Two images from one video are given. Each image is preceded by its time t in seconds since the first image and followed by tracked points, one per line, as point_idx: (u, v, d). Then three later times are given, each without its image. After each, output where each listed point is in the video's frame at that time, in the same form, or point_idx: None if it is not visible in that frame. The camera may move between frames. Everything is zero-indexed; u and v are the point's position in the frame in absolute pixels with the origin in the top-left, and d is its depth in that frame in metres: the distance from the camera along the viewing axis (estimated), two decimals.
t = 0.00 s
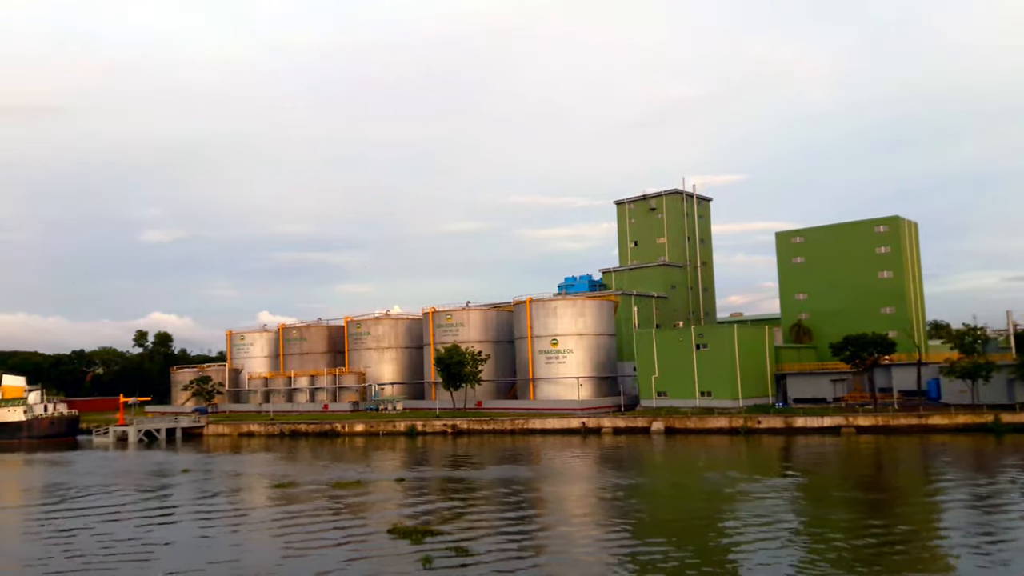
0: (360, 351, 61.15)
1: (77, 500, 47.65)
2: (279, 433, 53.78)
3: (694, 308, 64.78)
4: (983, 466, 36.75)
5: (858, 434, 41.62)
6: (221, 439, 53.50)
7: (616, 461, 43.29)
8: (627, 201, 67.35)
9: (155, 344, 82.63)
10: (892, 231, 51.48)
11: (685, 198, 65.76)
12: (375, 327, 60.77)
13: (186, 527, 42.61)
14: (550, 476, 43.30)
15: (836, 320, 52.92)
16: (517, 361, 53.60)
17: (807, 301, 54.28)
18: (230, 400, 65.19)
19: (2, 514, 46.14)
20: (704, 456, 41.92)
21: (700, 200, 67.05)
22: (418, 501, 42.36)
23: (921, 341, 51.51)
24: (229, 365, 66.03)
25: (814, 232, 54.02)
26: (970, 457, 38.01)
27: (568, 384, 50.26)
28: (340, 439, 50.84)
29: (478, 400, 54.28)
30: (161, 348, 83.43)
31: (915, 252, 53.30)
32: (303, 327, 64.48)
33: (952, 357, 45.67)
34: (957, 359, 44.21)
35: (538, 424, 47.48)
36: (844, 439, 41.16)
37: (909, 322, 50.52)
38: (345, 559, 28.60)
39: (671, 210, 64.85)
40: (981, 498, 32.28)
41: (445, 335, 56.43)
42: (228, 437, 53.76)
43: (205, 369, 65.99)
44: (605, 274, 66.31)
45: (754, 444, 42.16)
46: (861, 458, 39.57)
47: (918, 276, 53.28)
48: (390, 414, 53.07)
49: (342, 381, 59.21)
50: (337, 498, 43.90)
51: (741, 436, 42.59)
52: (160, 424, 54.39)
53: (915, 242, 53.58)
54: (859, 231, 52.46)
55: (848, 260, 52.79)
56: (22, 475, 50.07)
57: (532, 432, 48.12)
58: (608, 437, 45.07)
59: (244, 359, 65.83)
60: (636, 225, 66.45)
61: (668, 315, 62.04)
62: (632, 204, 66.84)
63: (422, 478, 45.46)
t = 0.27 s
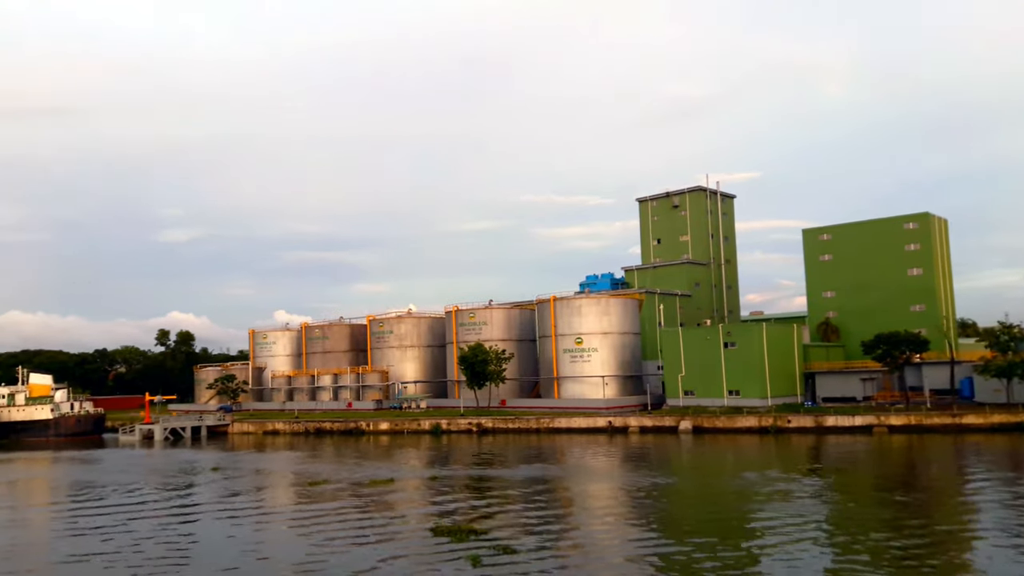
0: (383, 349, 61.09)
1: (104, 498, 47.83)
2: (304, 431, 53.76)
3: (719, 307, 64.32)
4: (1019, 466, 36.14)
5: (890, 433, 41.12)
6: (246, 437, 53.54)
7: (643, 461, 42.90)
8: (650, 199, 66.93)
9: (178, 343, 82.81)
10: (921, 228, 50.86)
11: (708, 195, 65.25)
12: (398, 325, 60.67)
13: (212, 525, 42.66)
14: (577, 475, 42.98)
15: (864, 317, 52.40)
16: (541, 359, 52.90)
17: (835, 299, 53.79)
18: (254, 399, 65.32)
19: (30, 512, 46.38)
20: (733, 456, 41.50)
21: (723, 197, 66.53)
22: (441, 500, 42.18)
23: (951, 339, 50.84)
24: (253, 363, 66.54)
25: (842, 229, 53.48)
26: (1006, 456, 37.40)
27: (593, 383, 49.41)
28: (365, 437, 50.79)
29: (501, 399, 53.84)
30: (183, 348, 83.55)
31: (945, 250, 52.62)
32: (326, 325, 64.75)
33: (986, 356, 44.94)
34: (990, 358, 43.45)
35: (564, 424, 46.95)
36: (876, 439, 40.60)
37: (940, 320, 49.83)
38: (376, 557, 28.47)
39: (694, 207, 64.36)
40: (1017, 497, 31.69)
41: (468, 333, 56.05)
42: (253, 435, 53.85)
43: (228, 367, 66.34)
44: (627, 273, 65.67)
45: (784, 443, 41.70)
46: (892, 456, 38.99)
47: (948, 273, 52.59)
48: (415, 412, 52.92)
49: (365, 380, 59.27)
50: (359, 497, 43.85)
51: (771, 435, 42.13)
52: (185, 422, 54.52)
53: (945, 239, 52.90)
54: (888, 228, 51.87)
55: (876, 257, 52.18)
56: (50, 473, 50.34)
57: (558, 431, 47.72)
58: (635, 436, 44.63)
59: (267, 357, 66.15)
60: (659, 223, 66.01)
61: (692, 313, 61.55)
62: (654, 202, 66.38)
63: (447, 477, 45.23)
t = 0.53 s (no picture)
0: (406, 345, 61.01)
1: (129, 493, 48.01)
2: (329, 427, 53.82)
3: (743, 302, 63.82)
4: None
5: (922, 429, 40.54)
6: (270, 433, 53.65)
7: (670, 458, 42.54)
8: (673, 194, 66.48)
9: (199, 340, 82.87)
10: (951, 222, 50.12)
11: (732, 189, 64.69)
12: (420, 322, 60.53)
13: (239, 520, 42.70)
14: (604, 471, 42.66)
15: (892, 313, 51.79)
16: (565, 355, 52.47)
17: (862, 294, 53.16)
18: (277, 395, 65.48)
19: (57, 507, 46.64)
20: (762, 452, 41.05)
21: (747, 191, 65.98)
22: (464, 496, 42.02)
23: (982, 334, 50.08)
24: (276, 359, 67.02)
25: (870, 224, 52.81)
26: None
27: (619, 379, 48.86)
28: (390, 433, 50.76)
29: (524, 395, 53.38)
30: (205, 343, 83.54)
31: (975, 243, 51.83)
32: (348, 321, 65.07)
33: (1019, 351, 43.77)
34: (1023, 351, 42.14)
35: (590, 420, 46.73)
36: (908, 435, 39.99)
37: (970, 315, 49.10)
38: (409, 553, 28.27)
39: (717, 202, 63.86)
40: None
41: (492, 329, 55.64)
42: (277, 431, 53.91)
43: (252, 363, 66.68)
44: (650, 268, 65.63)
45: (814, 439, 41.22)
46: (923, 452, 38.38)
47: (978, 267, 51.83)
48: (438, 408, 52.79)
49: (388, 376, 59.30)
50: (381, 493, 43.80)
51: (801, 432, 41.68)
52: (210, 418, 54.66)
53: (975, 233, 52.11)
54: (916, 222, 51.23)
55: (904, 252, 51.53)
56: (76, 469, 50.56)
57: (583, 427, 47.38)
58: (662, 432, 44.26)
59: (289, 353, 66.70)
60: (682, 218, 65.55)
61: (716, 309, 61.10)
62: (677, 197, 65.98)
63: (474, 473, 44.99)
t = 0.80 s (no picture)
0: (429, 341, 60.93)
1: (155, 487, 48.26)
2: (354, 422, 53.92)
3: (768, 298, 63.26)
4: None
5: (957, 426, 39.92)
6: (296, 428, 53.82)
7: (698, 454, 42.19)
8: (696, 188, 66.01)
9: (222, 335, 83.19)
10: (983, 215, 49.52)
11: (756, 183, 64.14)
12: (444, 317, 60.40)
13: (265, 515, 42.82)
14: (631, 468, 42.41)
15: (923, 307, 51.20)
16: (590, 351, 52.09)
17: (891, 288, 52.60)
18: (301, 390, 65.82)
19: (84, 502, 46.97)
20: (792, 449, 40.62)
21: (771, 185, 65.42)
22: (488, 492, 41.87)
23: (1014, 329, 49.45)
24: (299, 355, 67.39)
25: (899, 217, 52.27)
26: None
27: (645, 375, 48.50)
28: (415, 428, 50.73)
29: (549, 391, 52.53)
30: (228, 340, 83.79)
31: (1007, 237, 51.20)
32: (371, 317, 65.16)
33: None
34: None
35: (617, 416, 46.24)
36: (942, 432, 39.39)
37: (1003, 310, 48.49)
38: (440, 547, 28.20)
39: (742, 196, 63.34)
40: None
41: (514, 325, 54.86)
42: (303, 426, 54.03)
43: (276, 358, 66.96)
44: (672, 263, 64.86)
45: (845, 436, 40.77)
46: (955, 448, 37.78)
47: (1010, 261, 51.19)
48: (463, 404, 52.70)
49: (412, 371, 59.20)
50: (403, 490, 43.76)
51: (832, 429, 41.23)
52: (235, 414, 54.81)
53: (1007, 226, 51.47)
54: (947, 216, 50.63)
55: (934, 245, 50.96)
56: (103, 464, 50.92)
57: (610, 423, 47.03)
58: (690, 429, 43.96)
59: (313, 349, 67.11)
60: (706, 212, 65.08)
61: (742, 304, 60.64)
62: (701, 191, 65.49)
63: (500, 469, 44.84)
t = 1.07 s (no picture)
0: (454, 338, 60.76)
1: (184, 483, 48.48)
2: (381, 419, 53.96)
3: (795, 295, 62.65)
4: None
5: (995, 425, 39.19)
6: (323, 424, 54.00)
7: (728, 453, 41.82)
8: (723, 184, 65.47)
9: (247, 332, 83.67)
10: (1018, 212, 48.69)
11: (784, 179, 63.50)
12: (469, 314, 60.28)
13: (294, 511, 42.88)
14: (661, 466, 42.08)
15: (956, 304, 50.47)
16: (617, 349, 51.66)
17: (923, 285, 51.85)
18: (327, 386, 65.83)
19: (113, 497, 47.28)
20: (825, 447, 40.13)
21: (799, 182, 64.76)
22: (514, 491, 41.73)
23: None
24: (324, 352, 67.67)
25: (932, 213, 51.46)
26: None
27: (674, 373, 48.10)
28: (442, 425, 50.60)
29: (577, 388, 52.02)
30: (252, 336, 84.25)
31: None
32: (395, 314, 65.19)
33: None
34: None
35: (647, 414, 45.77)
36: (979, 432, 38.71)
37: None
38: (477, 552, 28.08)
39: (769, 192, 62.73)
40: None
41: (540, 322, 54.37)
42: (330, 422, 54.20)
43: (301, 354, 67.28)
44: (699, 261, 64.78)
45: (879, 435, 40.24)
46: (993, 448, 37.09)
47: None
48: (490, 401, 52.49)
49: (437, 368, 58.85)
50: (428, 488, 43.70)
51: (865, 427, 40.76)
52: (262, 410, 54.94)
53: None
54: (981, 212, 49.83)
55: (967, 242, 50.19)
56: (132, 459, 51.24)
57: (639, 420, 46.52)
58: (721, 427, 43.60)
59: (338, 346, 67.44)
60: (732, 209, 64.57)
61: (769, 301, 60.20)
62: (727, 187, 64.95)
63: (528, 467, 44.61)
